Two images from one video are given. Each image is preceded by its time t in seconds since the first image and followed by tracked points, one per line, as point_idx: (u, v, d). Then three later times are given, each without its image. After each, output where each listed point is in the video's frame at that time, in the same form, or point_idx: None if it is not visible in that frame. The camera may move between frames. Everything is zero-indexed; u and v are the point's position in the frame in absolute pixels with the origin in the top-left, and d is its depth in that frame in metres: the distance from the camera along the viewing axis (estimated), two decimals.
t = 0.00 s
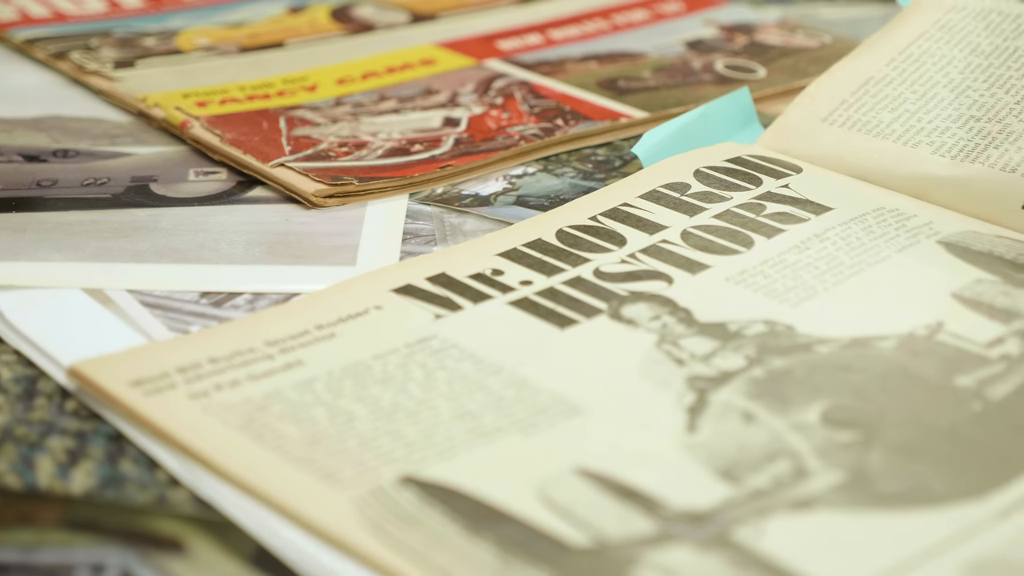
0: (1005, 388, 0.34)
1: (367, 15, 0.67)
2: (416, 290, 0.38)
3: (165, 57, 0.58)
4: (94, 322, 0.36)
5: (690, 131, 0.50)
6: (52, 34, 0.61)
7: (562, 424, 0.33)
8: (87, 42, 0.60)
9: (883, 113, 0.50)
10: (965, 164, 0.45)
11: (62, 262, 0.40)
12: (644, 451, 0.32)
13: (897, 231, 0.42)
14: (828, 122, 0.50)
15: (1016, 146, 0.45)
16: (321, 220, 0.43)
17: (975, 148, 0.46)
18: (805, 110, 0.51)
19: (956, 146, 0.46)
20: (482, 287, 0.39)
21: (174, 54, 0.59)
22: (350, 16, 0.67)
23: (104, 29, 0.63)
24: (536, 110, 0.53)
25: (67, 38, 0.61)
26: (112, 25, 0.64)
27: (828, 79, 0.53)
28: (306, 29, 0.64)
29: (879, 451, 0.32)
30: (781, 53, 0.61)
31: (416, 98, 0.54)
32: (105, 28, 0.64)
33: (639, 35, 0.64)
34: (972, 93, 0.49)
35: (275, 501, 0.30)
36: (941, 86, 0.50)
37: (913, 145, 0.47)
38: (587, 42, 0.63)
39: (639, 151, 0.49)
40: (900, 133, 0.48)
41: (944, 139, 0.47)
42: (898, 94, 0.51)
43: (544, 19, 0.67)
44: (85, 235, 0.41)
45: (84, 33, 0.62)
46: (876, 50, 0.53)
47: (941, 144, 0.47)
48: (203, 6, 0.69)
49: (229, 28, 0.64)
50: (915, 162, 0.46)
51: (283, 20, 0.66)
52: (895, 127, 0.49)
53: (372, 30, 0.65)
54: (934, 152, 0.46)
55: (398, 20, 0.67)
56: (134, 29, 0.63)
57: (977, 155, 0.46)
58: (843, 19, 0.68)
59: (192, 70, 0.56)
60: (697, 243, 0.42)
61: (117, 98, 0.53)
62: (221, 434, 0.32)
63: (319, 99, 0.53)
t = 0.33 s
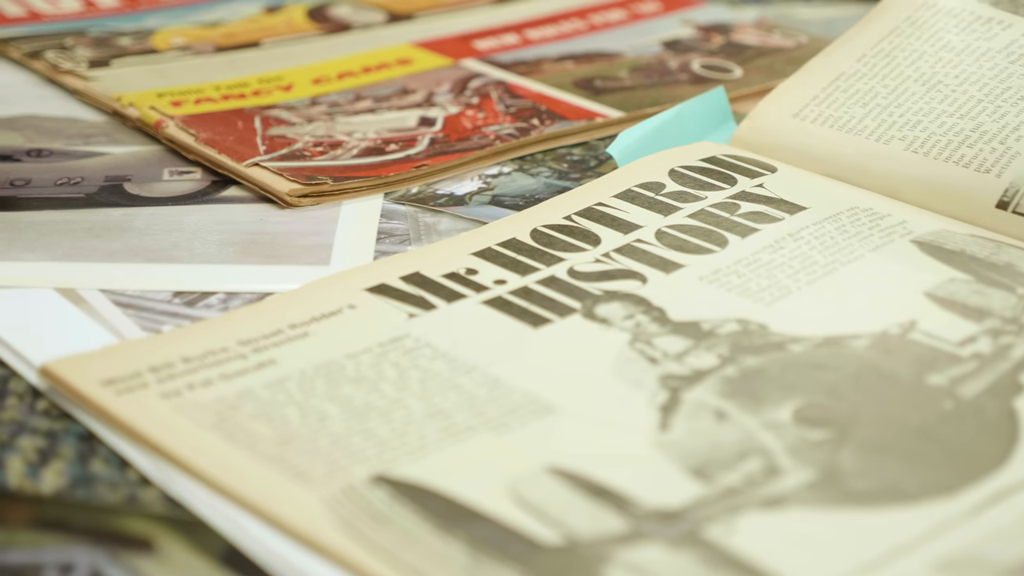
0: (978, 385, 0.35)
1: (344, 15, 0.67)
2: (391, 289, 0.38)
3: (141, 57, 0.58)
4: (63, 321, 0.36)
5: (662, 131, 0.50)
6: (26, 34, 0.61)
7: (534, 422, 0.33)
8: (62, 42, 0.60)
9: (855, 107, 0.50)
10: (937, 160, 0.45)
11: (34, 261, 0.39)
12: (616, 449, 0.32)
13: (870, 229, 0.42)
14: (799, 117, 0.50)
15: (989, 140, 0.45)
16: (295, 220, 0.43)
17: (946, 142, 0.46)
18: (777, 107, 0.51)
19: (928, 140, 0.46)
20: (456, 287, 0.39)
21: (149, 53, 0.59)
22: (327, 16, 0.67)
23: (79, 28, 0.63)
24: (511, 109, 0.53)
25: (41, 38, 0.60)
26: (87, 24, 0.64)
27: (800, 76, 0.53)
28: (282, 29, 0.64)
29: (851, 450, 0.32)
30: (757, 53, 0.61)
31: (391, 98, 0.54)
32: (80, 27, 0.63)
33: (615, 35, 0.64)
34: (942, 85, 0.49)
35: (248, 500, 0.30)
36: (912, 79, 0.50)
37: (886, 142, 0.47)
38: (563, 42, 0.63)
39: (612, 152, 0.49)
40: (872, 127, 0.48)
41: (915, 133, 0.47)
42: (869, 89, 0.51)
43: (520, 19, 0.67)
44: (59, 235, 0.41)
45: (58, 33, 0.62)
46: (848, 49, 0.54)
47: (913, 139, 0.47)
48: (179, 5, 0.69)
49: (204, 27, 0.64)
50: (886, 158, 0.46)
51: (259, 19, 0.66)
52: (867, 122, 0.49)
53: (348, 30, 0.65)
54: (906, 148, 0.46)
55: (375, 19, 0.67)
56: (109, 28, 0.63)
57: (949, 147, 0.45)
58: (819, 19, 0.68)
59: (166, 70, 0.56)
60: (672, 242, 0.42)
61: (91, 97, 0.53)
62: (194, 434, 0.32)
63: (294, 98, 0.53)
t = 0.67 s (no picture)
0: (943, 383, 0.35)
1: (314, 14, 0.67)
2: (359, 288, 0.38)
3: (110, 56, 0.58)
4: (25, 320, 0.36)
5: (632, 130, 0.50)
6: None
7: (500, 421, 0.33)
8: (31, 41, 0.60)
9: (827, 110, 0.50)
10: (906, 161, 0.45)
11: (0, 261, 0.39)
12: (582, 448, 0.32)
13: (839, 228, 0.42)
14: (771, 119, 0.51)
15: (958, 141, 0.45)
16: (263, 219, 0.43)
17: (917, 144, 0.46)
18: (749, 109, 0.52)
19: (898, 142, 0.47)
20: (424, 285, 0.39)
21: (118, 52, 0.59)
22: (297, 15, 0.67)
23: (48, 28, 0.62)
24: (481, 109, 0.53)
25: (10, 37, 0.60)
26: (57, 23, 0.63)
27: (773, 78, 0.53)
28: (252, 28, 0.64)
29: (816, 448, 0.33)
30: (727, 53, 0.61)
31: (361, 97, 0.54)
32: (49, 26, 0.63)
33: (586, 35, 0.65)
34: (913, 88, 0.49)
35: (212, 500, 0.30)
36: (883, 82, 0.50)
37: (857, 144, 0.47)
38: (534, 42, 0.63)
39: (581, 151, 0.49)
40: (843, 129, 0.49)
41: (886, 135, 0.47)
42: (841, 92, 0.51)
43: (491, 19, 0.67)
44: (27, 234, 0.41)
45: (27, 33, 0.61)
46: (821, 53, 0.54)
47: (883, 141, 0.47)
48: (149, 5, 0.69)
49: (174, 26, 0.64)
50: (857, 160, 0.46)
51: (229, 18, 0.66)
52: (838, 124, 0.49)
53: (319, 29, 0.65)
54: (877, 150, 0.47)
55: (346, 19, 0.67)
56: (79, 27, 0.63)
57: (919, 149, 0.46)
58: (789, 19, 0.68)
59: (136, 69, 0.56)
60: (640, 241, 0.42)
61: (60, 96, 0.53)
62: (160, 433, 0.32)
63: (264, 98, 0.53)
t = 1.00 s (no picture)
0: (896, 386, 0.35)
1: (276, 15, 0.67)
2: (316, 290, 0.38)
3: (69, 57, 0.58)
4: None
5: (593, 132, 0.51)
6: None
7: (453, 423, 0.33)
8: None
9: (778, 102, 0.50)
10: (859, 158, 0.45)
11: None
12: (534, 450, 0.33)
13: (795, 229, 0.43)
14: (723, 111, 0.50)
15: (911, 139, 0.45)
16: (220, 222, 0.43)
17: (869, 139, 0.46)
18: (700, 100, 0.51)
19: (850, 137, 0.46)
20: (381, 287, 0.39)
21: (78, 54, 0.59)
22: (259, 17, 0.67)
23: (8, 30, 0.62)
24: (441, 111, 0.53)
25: None
26: (17, 25, 0.63)
27: (724, 68, 0.52)
28: (214, 29, 0.64)
29: (768, 450, 0.33)
30: (688, 55, 0.61)
31: (321, 100, 0.54)
32: (9, 28, 0.63)
33: (548, 37, 0.65)
34: (863, 85, 0.49)
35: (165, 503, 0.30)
36: (835, 79, 0.50)
37: (808, 139, 0.47)
38: (495, 44, 0.63)
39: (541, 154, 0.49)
40: (795, 123, 0.48)
41: (838, 129, 0.47)
42: (791, 85, 0.51)
43: (452, 20, 0.67)
44: None
45: None
46: (772, 48, 0.54)
47: (836, 136, 0.47)
48: (112, 6, 0.69)
49: (135, 28, 0.64)
50: (808, 157, 0.46)
51: (190, 20, 0.66)
52: (790, 117, 0.49)
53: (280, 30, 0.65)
54: (828, 145, 0.46)
55: (307, 20, 0.67)
56: (39, 29, 0.63)
57: (870, 145, 0.46)
58: (750, 21, 0.69)
59: (96, 71, 0.56)
60: (598, 242, 0.42)
61: (19, 99, 0.53)
62: (113, 436, 0.32)
63: (223, 100, 0.53)
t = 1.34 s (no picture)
0: (839, 386, 0.35)
1: (229, 15, 0.67)
2: (262, 291, 0.38)
3: (20, 59, 0.58)
4: None
5: (545, 132, 0.51)
6: None
7: (396, 423, 0.33)
8: None
9: (715, 90, 0.49)
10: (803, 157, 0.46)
11: None
12: (475, 452, 0.33)
13: (745, 229, 0.43)
14: (665, 108, 0.50)
15: (849, 128, 0.45)
16: (167, 223, 0.43)
17: (809, 133, 0.46)
18: (639, 94, 0.51)
19: (791, 131, 0.46)
20: (329, 288, 0.39)
21: (28, 56, 0.59)
22: (212, 17, 0.66)
23: None
24: (392, 112, 0.53)
25: None
26: None
27: (657, 50, 0.51)
28: (166, 30, 0.64)
29: (710, 450, 0.33)
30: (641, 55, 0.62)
31: (272, 101, 0.54)
32: None
33: (502, 38, 0.65)
34: (796, 60, 0.48)
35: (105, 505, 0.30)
36: (768, 52, 0.49)
37: (752, 136, 0.48)
38: (448, 45, 0.63)
39: (492, 155, 0.49)
40: (736, 116, 0.48)
41: (778, 122, 0.47)
42: (726, 65, 0.50)
43: (406, 21, 0.67)
44: None
45: None
46: (702, 13, 0.52)
47: (777, 130, 0.47)
48: (63, 6, 0.68)
49: (86, 28, 0.64)
50: (753, 158, 0.47)
51: (143, 20, 0.65)
52: (729, 109, 0.49)
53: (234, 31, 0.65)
54: (771, 142, 0.47)
55: (260, 20, 0.66)
56: None
57: (810, 140, 0.46)
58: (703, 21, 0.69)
59: (46, 73, 0.56)
60: (546, 242, 0.42)
61: None
62: (54, 437, 0.32)
63: (174, 101, 0.53)
